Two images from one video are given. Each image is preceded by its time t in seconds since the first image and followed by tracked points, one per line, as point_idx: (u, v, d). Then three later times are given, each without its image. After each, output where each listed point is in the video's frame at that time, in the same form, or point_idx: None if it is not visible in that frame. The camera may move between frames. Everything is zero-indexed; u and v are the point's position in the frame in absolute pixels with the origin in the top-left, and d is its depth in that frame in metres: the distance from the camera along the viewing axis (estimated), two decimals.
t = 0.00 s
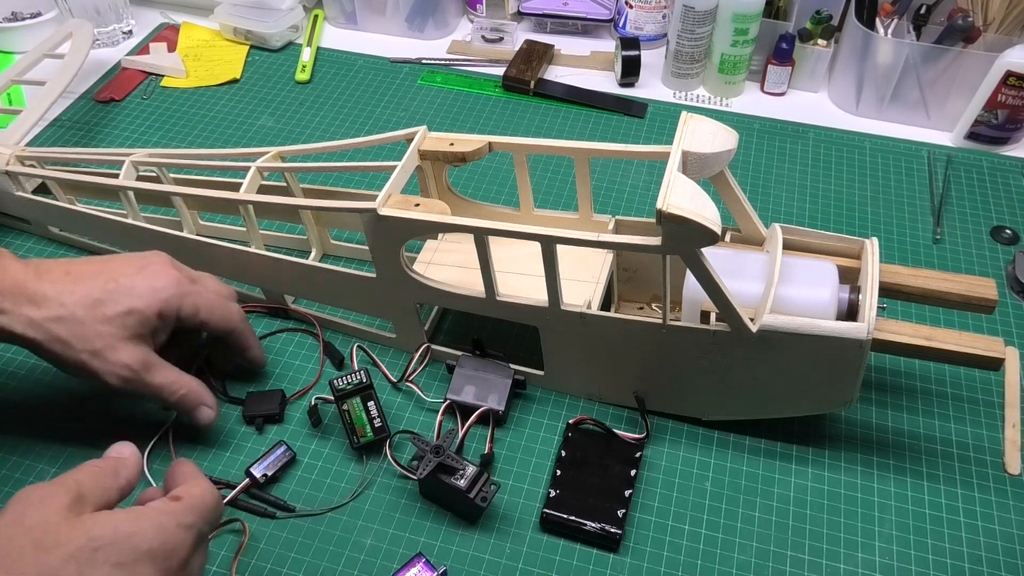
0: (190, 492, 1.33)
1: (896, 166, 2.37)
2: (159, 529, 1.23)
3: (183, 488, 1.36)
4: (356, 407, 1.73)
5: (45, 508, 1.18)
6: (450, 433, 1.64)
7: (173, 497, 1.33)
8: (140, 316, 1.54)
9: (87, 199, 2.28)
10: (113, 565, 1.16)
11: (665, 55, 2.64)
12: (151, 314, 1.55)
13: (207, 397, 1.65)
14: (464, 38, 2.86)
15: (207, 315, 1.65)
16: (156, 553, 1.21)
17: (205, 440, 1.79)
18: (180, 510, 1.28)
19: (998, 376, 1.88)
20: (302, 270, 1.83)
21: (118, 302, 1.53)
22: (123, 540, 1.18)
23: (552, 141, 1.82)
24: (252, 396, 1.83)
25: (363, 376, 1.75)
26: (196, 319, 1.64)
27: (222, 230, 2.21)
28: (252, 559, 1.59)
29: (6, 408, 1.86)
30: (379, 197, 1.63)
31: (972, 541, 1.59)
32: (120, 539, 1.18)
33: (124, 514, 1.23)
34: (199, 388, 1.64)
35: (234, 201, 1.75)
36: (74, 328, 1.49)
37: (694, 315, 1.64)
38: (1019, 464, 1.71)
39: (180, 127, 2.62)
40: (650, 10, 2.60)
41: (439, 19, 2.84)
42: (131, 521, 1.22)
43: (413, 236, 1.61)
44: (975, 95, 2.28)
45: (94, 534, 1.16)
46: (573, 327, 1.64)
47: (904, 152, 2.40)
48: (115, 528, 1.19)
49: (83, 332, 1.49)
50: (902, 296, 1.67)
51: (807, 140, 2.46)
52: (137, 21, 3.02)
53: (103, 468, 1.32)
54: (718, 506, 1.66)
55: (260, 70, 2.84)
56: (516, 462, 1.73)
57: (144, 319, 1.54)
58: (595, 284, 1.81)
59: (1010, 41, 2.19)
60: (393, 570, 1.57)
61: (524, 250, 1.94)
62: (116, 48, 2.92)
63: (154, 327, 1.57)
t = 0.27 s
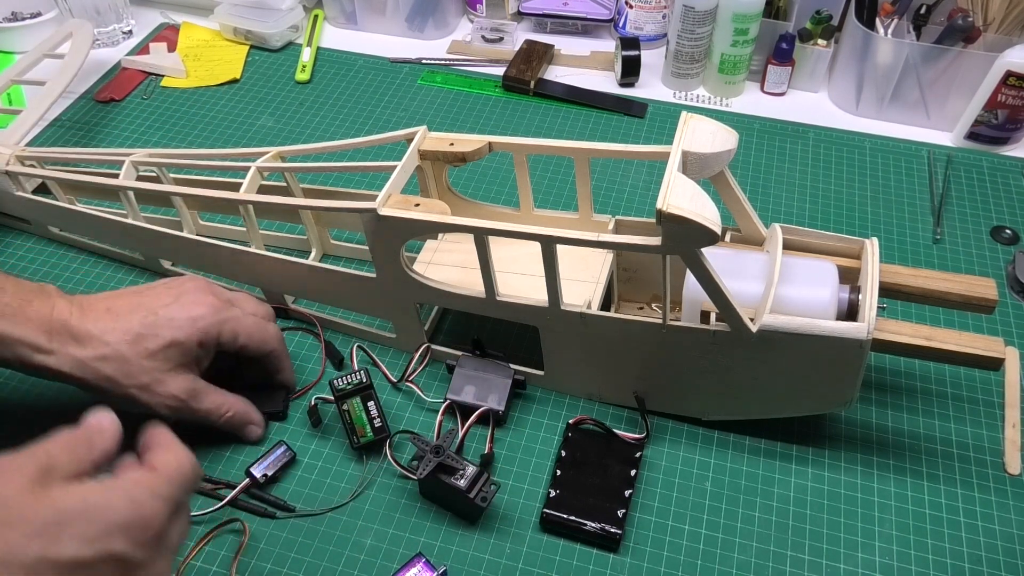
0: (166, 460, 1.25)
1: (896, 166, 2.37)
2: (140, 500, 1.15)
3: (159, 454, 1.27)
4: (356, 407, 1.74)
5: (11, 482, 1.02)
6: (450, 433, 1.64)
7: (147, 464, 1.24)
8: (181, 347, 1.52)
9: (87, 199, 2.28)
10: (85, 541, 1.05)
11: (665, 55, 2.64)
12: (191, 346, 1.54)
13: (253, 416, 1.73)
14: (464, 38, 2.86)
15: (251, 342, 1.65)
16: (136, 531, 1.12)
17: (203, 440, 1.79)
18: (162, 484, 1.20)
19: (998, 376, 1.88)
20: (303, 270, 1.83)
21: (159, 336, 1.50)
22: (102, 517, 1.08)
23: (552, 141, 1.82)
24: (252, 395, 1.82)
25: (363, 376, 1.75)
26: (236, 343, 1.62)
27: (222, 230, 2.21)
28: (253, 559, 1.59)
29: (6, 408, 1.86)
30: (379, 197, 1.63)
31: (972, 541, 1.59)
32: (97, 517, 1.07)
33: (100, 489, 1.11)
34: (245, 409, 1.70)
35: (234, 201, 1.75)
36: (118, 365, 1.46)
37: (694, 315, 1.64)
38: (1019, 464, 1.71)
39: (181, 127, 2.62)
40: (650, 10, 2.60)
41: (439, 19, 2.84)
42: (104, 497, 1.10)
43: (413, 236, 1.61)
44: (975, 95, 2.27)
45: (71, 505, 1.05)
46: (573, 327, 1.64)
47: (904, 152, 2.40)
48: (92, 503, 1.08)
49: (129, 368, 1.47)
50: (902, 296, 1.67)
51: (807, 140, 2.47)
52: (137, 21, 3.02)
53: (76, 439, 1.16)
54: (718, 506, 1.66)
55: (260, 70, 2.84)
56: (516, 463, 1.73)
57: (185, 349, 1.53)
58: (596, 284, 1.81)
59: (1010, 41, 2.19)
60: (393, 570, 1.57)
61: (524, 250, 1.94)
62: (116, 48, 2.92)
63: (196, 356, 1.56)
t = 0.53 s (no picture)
0: (225, 436, 1.11)
1: (895, 166, 2.37)
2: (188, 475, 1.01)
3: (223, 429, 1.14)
4: (356, 407, 1.73)
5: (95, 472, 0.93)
6: (450, 432, 1.64)
7: (202, 441, 1.10)
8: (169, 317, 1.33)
9: (87, 200, 2.28)
10: (135, 513, 0.93)
11: (665, 55, 2.64)
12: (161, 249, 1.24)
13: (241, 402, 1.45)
14: (464, 38, 2.86)
15: (243, 282, 1.41)
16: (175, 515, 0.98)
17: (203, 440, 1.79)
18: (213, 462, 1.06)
19: (997, 376, 1.88)
20: (303, 269, 1.83)
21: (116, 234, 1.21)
22: (146, 493, 0.95)
23: (552, 141, 1.82)
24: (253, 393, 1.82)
25: (363, 376, 1.75)
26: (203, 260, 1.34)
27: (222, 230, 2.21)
28: (252, 559, 1.59)
29: (6, 408, 1.86)
30: (379, 197, 1.63)
31: (972, 541, 1.59)
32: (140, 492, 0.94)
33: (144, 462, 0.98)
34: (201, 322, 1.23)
35: (233, 200, 1.75)
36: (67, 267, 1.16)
37: (694, 315, 1.64)
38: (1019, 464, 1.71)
39: (181, 127, 2.62)
40: (650, 10, 2.60)
41: (439, 19, 2.84)
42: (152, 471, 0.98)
43: (413, 236, 1.61)
44: (975, 94, 2.27)
45: (122, 480, 0.94)
46: (573, 327, 1.64)
47: (904, 152, 2.40)
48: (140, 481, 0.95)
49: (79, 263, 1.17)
50: (902, 296, 1.67)
51: (807, 140, 2.47)
52: (137, 22, 3.02)
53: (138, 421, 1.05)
54: (718, 506, 1.66)
55: (260, 70, 2.84)
56: (516, 463, 1.73)
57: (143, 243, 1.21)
58: (596, 284, 1.81)
59: (1010, 41, 2.19)
60: (393, 570, 1.57)
61: (524, 250, 1.94)
62: (116, 48, 2.92)
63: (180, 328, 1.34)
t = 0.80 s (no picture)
0: (255, 384, 1.22)
1: (896, 166, 2.37)
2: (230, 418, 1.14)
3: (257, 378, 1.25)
4: (356, 407, 1.73)
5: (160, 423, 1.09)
6: (450, 432, 1.64)
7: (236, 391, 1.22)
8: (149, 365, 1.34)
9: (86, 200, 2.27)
10: (191, 450, 1.08)
11: (665, 55, 2.64)
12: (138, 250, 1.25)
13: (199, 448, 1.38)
14: (464, 38, 2.86)
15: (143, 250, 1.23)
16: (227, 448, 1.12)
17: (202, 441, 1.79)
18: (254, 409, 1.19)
19: (998, 376, 1.88)
20: (302, 269, 1.83)
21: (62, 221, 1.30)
22: (195, 437, 1.09)
23: (552, 141, 1.82)
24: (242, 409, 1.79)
25: (363, 376, 1.75)
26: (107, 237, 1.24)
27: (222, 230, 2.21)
28: (252, 559, 1.59)
29: (7, 408, 1.87)
30: (379, 197, 1.63)
31: (972, 541, 1.59)
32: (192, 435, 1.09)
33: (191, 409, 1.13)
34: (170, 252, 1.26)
35: (233, 200, 1.75)
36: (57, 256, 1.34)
37: (694, 314, 1.64)
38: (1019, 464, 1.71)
39: (181, 127, 2.62)
40: (650, 10, 2.60)
41: (439, 19, 2.84)
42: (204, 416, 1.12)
43: (413, 236, 1.61)
44: (975, 94, 2.27)
45: (171, 428, 1.08)
46: (573, 327, 1.64)
47: (904, 152, 2.40)
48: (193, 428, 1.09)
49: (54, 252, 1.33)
50: (902, 296, 1.67)
51: (807, 140, 2.47)
52: (137, 21, 3.02)
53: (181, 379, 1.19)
54: (718, 506, 1.66)
55: (260, 70, 2.84)
56: (516, 463, 1.73)
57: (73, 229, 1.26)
58: (596, 284, 1.81)
59: (1010, 41, 2.19)
60: (393, 570, 1.57)
61: (524, 250, 1.94)
62: (116, 48, 2.92)
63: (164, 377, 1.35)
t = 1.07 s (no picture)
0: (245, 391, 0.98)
1: (895, 165, 2.37)
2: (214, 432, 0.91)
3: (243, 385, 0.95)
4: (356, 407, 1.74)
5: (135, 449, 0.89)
6: (450, 432, 1.65)
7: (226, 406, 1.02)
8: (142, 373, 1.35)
9: (86, 200, 2.27)
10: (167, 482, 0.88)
11: (665, 55, 2.64)
12: (139, 276, 1.17)
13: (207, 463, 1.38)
14: (464, 38, 2.86)
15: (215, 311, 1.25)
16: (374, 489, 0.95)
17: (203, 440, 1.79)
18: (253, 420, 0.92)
19: (998, 376, 1.88)
20: (303, 270, 1.83)
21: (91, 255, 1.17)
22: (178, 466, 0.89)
23: (552, 141, 1.82)
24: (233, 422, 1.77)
25: (363, 376, 1.76)
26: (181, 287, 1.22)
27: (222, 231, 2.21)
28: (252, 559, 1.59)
29: (8, 409, 1.87)
30: (379, 197, 1.63)
31: (972, 541, 1.59)
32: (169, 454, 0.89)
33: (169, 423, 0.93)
34: (179, 360, 1.12)
35: (233, 201, 1.75)
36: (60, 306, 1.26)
37: (694, 314, 1.64)
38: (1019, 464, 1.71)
39: (181, 127, 2.62)
40: (650, 10, 2.60)
41: (439, 18, 2.84)
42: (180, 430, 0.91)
43: (414, 236, 1.61)
44: (975, 94, 2.27)
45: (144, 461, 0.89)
46: (573, 327, 1.64)
47: (904, 152, 2.40)
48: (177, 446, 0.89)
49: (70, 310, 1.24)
50: (902, 296, 1.67)
51: (807, 140, 2.47)
52: (137, 21, 3.02)
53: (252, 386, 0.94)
54: (718, 506, 1.66)
55: (260, 69, 2.84)
56: (516, 463, 1.73)
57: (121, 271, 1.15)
58: (596, 284, 1.81)
59: (1010, 41, 2.19)
60: (393, 570, 1.57)
61: (524, 251, 1.94)
62: (116, 48, 2.92)
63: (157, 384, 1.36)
